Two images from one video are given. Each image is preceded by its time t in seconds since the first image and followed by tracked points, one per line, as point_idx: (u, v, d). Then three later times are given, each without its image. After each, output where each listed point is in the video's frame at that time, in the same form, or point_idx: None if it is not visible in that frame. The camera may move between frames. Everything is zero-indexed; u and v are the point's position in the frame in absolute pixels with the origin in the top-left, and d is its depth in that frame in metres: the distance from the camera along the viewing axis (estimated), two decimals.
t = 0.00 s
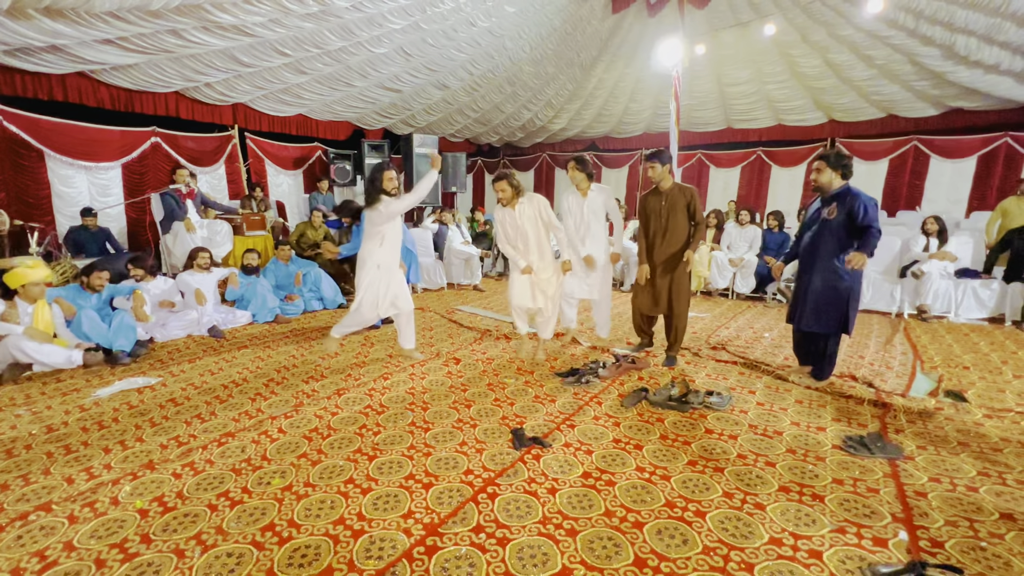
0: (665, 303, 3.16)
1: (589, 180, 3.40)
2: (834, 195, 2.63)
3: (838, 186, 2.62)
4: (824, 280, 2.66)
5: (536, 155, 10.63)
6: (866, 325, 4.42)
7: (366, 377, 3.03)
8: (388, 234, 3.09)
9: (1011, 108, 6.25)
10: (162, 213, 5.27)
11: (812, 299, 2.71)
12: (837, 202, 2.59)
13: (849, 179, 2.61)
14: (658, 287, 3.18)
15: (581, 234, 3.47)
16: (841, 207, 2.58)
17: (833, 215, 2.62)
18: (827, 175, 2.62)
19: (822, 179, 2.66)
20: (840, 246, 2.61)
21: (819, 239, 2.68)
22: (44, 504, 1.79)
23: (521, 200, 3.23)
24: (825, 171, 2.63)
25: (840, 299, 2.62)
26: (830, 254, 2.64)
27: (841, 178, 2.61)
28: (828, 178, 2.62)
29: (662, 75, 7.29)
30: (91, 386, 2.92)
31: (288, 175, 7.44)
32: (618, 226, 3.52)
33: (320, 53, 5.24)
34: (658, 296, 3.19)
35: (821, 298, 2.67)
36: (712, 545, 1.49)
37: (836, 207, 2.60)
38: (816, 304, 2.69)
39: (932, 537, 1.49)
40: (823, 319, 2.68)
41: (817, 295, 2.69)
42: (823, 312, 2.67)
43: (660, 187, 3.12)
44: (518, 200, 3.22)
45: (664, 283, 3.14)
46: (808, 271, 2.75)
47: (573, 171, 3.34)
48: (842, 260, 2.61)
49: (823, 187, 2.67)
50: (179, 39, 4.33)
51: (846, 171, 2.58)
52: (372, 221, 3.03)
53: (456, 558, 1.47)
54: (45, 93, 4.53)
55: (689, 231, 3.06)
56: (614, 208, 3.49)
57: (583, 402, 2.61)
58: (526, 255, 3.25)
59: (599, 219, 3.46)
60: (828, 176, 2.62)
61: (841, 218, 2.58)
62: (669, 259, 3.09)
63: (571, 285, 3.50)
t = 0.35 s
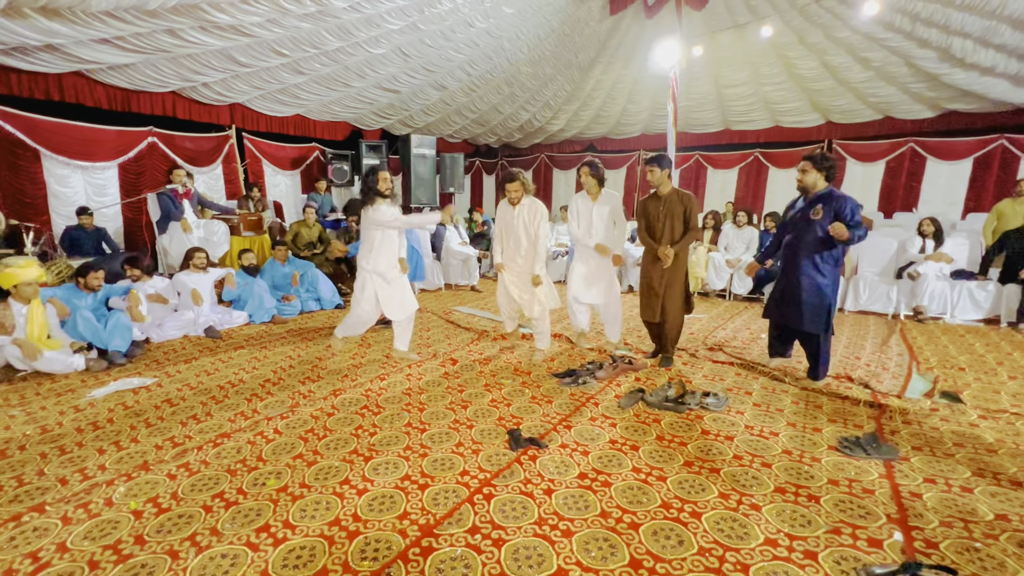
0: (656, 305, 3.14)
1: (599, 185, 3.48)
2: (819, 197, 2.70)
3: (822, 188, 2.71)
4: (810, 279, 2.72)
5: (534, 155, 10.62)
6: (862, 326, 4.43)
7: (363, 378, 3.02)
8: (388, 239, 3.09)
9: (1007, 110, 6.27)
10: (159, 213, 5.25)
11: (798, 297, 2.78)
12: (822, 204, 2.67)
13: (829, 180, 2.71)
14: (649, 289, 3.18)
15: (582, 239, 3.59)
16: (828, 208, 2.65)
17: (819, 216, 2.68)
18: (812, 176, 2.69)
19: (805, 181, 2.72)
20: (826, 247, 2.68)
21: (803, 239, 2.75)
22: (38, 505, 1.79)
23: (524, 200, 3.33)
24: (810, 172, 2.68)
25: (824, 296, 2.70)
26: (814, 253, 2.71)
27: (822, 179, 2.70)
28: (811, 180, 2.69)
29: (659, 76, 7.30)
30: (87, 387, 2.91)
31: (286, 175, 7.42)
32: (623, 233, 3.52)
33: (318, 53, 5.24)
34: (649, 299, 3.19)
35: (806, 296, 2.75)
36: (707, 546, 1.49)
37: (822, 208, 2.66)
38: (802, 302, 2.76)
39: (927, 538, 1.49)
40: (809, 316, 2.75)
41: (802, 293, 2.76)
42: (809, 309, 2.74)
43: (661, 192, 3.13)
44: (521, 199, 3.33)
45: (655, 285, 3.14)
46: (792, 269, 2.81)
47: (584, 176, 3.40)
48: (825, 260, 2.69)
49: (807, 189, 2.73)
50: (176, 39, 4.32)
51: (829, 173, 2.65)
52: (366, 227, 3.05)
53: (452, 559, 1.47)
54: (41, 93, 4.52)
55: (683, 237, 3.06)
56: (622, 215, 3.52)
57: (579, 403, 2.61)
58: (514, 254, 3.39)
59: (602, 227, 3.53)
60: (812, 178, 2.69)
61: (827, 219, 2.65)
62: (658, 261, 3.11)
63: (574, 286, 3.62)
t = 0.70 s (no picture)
0: (650, 307, 3.13)
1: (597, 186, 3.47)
2: (801, 201, 2.79)
3: (804, 193, 2.80)
4: (790, 280, 2.81)
5: (532, 156, 10.61)
6: (858, 326, 4.44)
7: (360, 378, 3.02)
8: (362, 238, 3.23)
9: (1003, 112, 6.30)
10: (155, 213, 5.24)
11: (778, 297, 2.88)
12: (803, 207, 2.76)
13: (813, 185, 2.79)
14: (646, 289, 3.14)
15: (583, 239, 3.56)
16: (808, 213, 2.74)
17: (798, 220, 2.78)
18: (795, 181, 2.77)
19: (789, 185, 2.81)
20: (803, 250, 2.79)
21: (784, 241, 2.84)
22: (31, 507, 1.77)
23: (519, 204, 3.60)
24: (793, 176, 2.77)
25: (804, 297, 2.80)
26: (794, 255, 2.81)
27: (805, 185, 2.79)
28: (795, 185, 2.78)
29: (657, 76, 7.31)
30: (82, 388, 2.90)
31: (283, 175, 7.40)
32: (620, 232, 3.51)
33: (316, 53, 5.23)
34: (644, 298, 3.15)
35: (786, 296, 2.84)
36: (704, 547, 1.49)
37: (804, 212, 2.75)
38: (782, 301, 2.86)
39: (923, 539, 1.50)
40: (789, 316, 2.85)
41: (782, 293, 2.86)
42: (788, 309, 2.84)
43: (653, 191, 3.15)
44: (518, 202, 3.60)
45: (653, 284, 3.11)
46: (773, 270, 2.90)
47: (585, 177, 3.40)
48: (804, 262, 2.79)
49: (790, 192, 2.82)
50: (173, 38, 4.31)
51: (811, 178, 2.74)
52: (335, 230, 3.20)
53: (448, 561, 1.46)
54: (36, 92, 4.49)
55: (677, 237, 3.05)
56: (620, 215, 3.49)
57: (576, 403, 2.61)
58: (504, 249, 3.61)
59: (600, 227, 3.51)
60: (795, 182, 2.78)
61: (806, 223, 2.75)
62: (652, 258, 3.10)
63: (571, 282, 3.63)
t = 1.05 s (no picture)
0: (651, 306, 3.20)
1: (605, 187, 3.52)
2: (803, 202, 2.79)
3: (806, 193, 2.80)
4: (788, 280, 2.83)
5: (531, 156, 10.62)
6: (856, 327, 4.46)
7: (357, 379, 3.01)
8: (377, 240, 3.34)
9: (999, 113, 6.33)
10: (153, 213, 5.23)
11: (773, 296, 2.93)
12: (804, 208, 2.76)
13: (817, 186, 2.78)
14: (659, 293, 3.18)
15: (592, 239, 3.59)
16: (809, 213, 2.74)
17: (799, 220, 2.78)
18: (797, 182, 2.79)
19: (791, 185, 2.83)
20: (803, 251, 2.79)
21: (784, 240, 2.86)
22: (26, 508, 1.77)
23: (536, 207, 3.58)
24: (795, 178, 2.80)
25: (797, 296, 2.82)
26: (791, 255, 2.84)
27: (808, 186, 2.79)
28: (797, 186, 2.79)
29: (655, 77, 7.32)
30: (78, 389, 2.89)
31: (281, 176, 7.39)
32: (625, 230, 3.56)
33: (314, 53, 5.22)
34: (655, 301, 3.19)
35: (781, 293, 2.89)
36: (702, 548, 1.49)
37: (804, 212, 2.76)
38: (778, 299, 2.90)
39: (919, 539, 1.50)
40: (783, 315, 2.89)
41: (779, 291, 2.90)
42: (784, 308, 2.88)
43: (657, 191, 3.14)
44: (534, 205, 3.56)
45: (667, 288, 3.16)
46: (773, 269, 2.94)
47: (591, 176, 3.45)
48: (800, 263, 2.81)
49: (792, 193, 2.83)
50: (170, 38, 4.30)
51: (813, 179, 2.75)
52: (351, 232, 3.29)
53: (445, 562, 1.46)
54: (33, 91, 4.48)
55: (677, 237, 3.12)
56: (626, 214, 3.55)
57: (574, 404, 2.61)
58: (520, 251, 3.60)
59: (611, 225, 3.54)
60: (798, 183, 2.79)
61: (806, 224, 2.75)
62: (666, 264, 3.12)
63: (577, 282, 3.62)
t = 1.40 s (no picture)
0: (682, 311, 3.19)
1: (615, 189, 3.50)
2: (827, 204, 2.65)
3: (829, 195, 2.66)
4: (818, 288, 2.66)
5: (530, 156, 10.62)
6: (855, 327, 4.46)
7: (356, 379, 3.00)
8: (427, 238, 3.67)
9: (998, 114, 6.34)
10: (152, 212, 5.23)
11: (805, 306, 2.72)
12: (829, 210, 2.62)
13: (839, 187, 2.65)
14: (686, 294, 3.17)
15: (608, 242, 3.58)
16: (835, 216, 2.60)
17: (825, 224, 2.64)
18: (820, 183, 2.64)
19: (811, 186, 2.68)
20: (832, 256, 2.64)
21: (808, 245, 2.70)
22: (25, 508, 1.76)
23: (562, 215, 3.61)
24: (818, 179, 2.64)
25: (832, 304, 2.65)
26: (822, 261, 2.66)
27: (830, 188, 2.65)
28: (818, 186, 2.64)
29: (654, 77, 7.32)
30: (77, 388, 2.89)
31: (281, 175, 7.39)
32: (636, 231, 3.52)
33: (313, 53, 5.22)
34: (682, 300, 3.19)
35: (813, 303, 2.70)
36: (701, 547, 1.49)
37: (830, 215, 2.61)
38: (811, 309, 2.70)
39: (918, 539, 1.50)
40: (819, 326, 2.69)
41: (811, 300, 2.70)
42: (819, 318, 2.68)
43: (682, 193, 3.13)
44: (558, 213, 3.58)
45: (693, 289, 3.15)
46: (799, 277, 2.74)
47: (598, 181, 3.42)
48: (832, 268, 2.64)
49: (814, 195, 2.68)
50: (170, 38, 4.29)
51: (836, 181, 2.61)
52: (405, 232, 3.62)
53: (445, 562, 1.46)
54: (32, 91, 4.47)
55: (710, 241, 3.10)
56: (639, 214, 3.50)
57: (574, 404, 2.62)
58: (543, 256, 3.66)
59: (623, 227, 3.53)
60: (820, 184, 2.64)
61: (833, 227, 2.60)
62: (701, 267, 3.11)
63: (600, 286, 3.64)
